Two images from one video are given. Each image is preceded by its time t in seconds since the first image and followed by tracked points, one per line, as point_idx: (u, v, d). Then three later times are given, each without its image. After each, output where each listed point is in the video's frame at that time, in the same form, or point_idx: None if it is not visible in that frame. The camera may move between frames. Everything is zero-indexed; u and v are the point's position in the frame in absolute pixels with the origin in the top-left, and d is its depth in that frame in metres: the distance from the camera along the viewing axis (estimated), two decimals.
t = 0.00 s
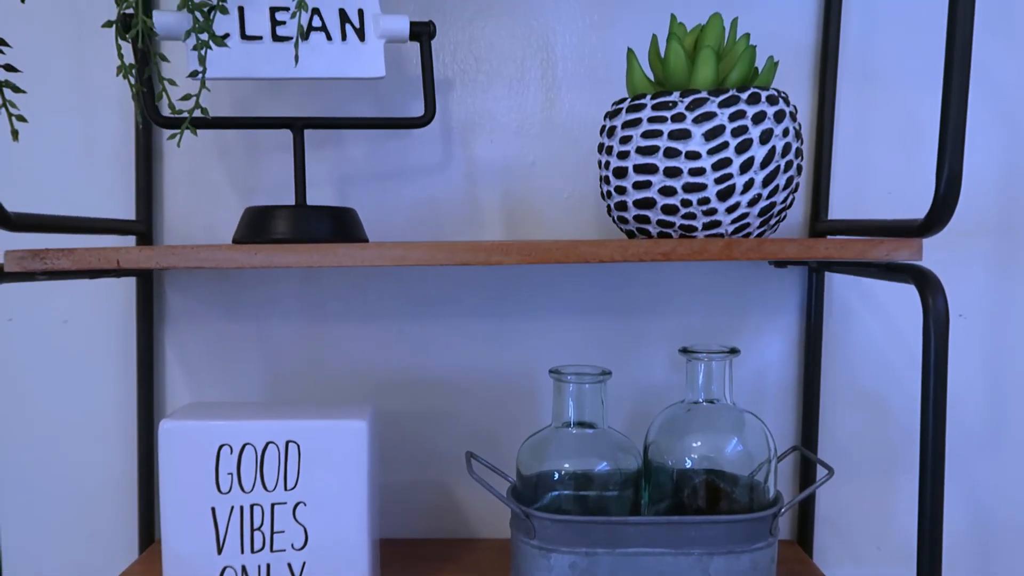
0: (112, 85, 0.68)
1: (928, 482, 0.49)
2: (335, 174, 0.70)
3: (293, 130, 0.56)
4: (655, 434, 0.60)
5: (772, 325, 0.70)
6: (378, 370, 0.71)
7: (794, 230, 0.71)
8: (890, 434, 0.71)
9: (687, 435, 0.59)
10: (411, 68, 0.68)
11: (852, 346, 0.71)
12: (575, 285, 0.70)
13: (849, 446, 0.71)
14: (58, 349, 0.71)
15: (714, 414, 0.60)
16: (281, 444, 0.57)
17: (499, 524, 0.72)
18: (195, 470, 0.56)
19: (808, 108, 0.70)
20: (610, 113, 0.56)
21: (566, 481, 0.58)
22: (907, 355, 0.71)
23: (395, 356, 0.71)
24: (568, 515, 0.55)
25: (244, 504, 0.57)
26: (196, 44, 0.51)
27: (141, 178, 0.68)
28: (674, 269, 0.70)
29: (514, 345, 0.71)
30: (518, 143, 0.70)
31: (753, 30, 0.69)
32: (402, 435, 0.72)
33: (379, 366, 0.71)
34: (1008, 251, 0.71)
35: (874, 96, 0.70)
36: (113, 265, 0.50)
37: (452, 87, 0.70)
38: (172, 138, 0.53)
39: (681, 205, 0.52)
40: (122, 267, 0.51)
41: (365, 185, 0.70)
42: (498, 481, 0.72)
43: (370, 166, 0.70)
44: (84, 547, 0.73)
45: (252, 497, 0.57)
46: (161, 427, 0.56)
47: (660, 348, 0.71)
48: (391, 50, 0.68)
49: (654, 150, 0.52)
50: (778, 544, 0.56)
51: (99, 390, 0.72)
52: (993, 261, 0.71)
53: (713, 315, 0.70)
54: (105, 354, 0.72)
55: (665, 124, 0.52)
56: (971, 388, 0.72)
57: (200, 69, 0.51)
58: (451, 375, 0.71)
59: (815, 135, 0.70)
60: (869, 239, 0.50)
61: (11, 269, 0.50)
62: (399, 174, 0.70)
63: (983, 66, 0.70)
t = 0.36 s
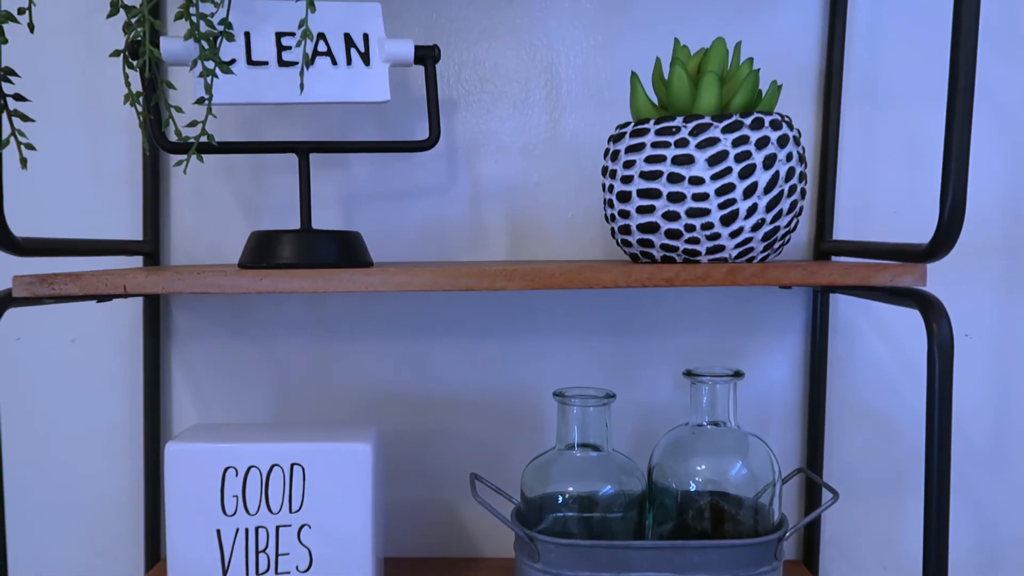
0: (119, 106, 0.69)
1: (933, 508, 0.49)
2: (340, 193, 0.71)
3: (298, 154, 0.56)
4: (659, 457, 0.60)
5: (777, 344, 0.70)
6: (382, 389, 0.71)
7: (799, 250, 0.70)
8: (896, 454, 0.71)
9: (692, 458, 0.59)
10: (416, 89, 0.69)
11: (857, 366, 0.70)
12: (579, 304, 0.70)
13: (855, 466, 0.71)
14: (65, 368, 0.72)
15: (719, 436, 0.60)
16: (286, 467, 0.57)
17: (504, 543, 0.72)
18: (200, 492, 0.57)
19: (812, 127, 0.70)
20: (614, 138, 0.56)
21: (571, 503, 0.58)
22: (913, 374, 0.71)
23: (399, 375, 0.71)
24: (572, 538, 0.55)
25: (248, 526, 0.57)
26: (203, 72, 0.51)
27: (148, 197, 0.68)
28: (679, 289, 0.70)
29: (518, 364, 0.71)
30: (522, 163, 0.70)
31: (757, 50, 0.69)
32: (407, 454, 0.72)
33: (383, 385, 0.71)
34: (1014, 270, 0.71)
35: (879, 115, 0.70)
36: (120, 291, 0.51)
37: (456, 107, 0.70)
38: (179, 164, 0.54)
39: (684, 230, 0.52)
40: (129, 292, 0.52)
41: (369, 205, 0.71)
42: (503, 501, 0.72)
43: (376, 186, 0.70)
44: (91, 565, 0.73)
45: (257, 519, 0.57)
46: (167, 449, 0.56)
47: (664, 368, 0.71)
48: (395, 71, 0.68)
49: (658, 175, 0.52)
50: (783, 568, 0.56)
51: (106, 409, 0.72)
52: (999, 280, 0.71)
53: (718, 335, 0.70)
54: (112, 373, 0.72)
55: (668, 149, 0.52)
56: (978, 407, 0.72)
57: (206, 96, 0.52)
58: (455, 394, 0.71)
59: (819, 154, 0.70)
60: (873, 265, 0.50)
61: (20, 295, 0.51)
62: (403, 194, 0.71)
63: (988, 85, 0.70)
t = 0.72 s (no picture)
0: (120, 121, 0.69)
1: (936, 531, 0.49)
2: (340, 208, 0.70)
3: (298, 171, 0.56)
4: (659, 475, 0.60)
5: (778, 360, 0.70)
6: (382, 404, 0.71)
7: (801, 265, 0.70)
8: (899, 470, 0.70)
9: (692, 476, 0.59)
10: (416, 104, 0.69)
11: (859, 382, 0.70)
12: (580, 320, 0.70)
13: (857, 482, 0.70)
14: (66, 382, 0.72)
15: (719, 454, 0.59)
16: (285, 485, 0.57)
17: (504, 558, 0.72)
18: (198, 510, 0.56)
19: (814, 142, 0.69)
20: (614, 155, 0.56)
21: (571, 522, 0.57)
22: (915, 390, 0.70)
23: (400, 389, 0.71)
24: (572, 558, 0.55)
25: (247, 544, 0.57)
26: (200, 90, 0.51)
27: (148, 212, 0.68)
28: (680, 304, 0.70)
29: (519, 379, 0.71)
30: (522, 178, 0.70)
31: (758, 65, 0.69)
32: (407, 469, 0.71)
33: (383, 399, 0.71)
34: (1017, 285, 0.70)
35: (881, 129, 0.69)
36: (118, 309, 0.50)
37: (457, 121, 0.70)
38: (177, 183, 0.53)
39: (684, 248, 0.52)
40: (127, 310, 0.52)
41: (370, 220, 0.70)
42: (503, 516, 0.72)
43: (376, 200, 0.70)
44: None
45: (255, 537, 0.57)
46: (165, 466, 0.56)
47: (666, 383, 0.70)
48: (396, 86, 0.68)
49: (658, 193, 0.52)
50: None
51: (106, 422, 0.72)
52: (1002, 295, 0.70)
53: (719, 350, 0.70)
54: (112, 387, 0.72)
55: (668, 167, 0.52)
56: (981, 423, 0.71)
57: (204, 115, 0.52)
58: (455, 408, 0.71)
59: (821, 169, 0.69)
60: (873, 285, 0.50)
61: (18, 313, 0.50)
62: (404, 208, 0.70)
63: (991, 99, 0.70)
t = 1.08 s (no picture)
0: (125, 139, 0.69)
1: (943, 556, 0.48)
2: (344, 225, 0.70)
3: (302, 192, 0.56)
4: (664, 496, 0.60)
5: (783, 378, 0.70)
6: (385, 421, 0.71)
7: (806, 282, 0.70)
8: (905, 488, 0.70)
9: (697, 498, 0.58)
10: (421, 122, 0.69)
11: (864, 400, 0.70)
12: (584, 337, 0.70)
13: (863, 501, 0.70)
14: (70, 398, 0.72)
15: (724, 476, 0.59)
16: (288, 506, 0.57)
17: None
18: (201, 531, 0.56)
19: (819, 159, 0.69)
20: (619, 175, 0.56)
21: (576, 545, 0.57)
22: (921, 408, 0.70)
23: (403, 407, 0.71)
24: None
25: (249, 565, 0.57)
26: (205, 112, 0.51)
27: (153, 230, 0.68)
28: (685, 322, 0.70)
29: (523, 397, 0.70)
30: (527, 195, 0.70)
31: (763, 82, 0.69)
32: (410, 486, 0.71)
33: (386, 416, 0.71)
34: None
35: (886, 146, 0.69)
36: (121, 330, 0.50)
37: (461, 139, 0.70)
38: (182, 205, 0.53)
39: (689, 270, 0.52)
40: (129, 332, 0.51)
41: (374, 237, 0.70)
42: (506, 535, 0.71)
43: (380, 217, 0.70)
44: None
45: (258, 558, 0.57)
46: (168, 487, 0.56)
47: (670, 401, 0.70)
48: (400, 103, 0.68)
49: (663, 215, 0.52)
50: None
51: (110, 439, 0.72)
52: (1008, 313, 0.70)
53: (724, 368, 0.70)
54: (116, 404, 0.72)
55: (673, 189, 0.52)
56: (988, 441, 0.71)
57: (208, 136, 0.52)
58: (459, 426, 0.71)
59: (826, 186, 0.69)
60: (880, 308, 0.49)
61: (21, 335, 0.50)
62: (408, 225, 0.70)
63: (998, 116, 0.69)
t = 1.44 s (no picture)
0: (132, 158, 0.69)
1: None
2: (350, 244, 0.70)
3: (307, 214, 0.56)
4: (671, 519, 0.59)
5: (790, 398, 0.69)
6: (391, 440, 0.71)
7: (814, 301, 0.69)
8: (913, 509, 0.69)
9: (704, 521, 0.58)
10: (427, 141, 0.69)
11: (872, 420, 0.69)
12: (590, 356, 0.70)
13: (871, 521, 0.69)
14: (76, 416, 0.72)
15: (731, 499, 0.58)
16: (293, 528, 0.56)
17: None
18: (206, 554, 0.56)
19: (826, 178, 0.69)
20: (625, 197, 0.56)
21: (581, 568, 0.56)
22: (929, 429, 0.69)
23: (409, 425, 0.71)
24: None
25: None
26: (211, 136, 0.51)
27: (159, 249, 0.68)
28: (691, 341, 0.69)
29: (528, 416, 0.70)
30: (532, 213, 0.70)
31: (770, 101, 0.69)
32: (415, 505, 0.71)
33: (392, 435, 0.71)
34: None
35: (894, 165, 0.69)
36: (127, 354, 0.50)
37: (467, 157, 0.70)
38: (187, 229, 0.53)
39: (695, 294, 0.52)
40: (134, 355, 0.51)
41: (380, 255, 0.70)
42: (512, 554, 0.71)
43: (386, 236, 0.70)
44: None
45: None
46: (174, 509, 0.56)
47: (676, 421, 0.70)
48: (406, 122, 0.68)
49: (669, 238, 0.52)
50: None
51: (116, 457, 0.72)
52: (1017, 332, 0.69)
53: (730, 388, 0.69)
54: (122, 422, 0.72)
55: (680, 213, 0.51)
56: (997, 462, 0.70)
57: (214, 161, 0.52)
58: (464, 445, 0.71)
59: (833, 204, 0.69)
60: (888, 332, 0.49)
61: (27, 359, 0.50)
62: (414, 244, 0.70)
63: (1005, 134, 0.69)
